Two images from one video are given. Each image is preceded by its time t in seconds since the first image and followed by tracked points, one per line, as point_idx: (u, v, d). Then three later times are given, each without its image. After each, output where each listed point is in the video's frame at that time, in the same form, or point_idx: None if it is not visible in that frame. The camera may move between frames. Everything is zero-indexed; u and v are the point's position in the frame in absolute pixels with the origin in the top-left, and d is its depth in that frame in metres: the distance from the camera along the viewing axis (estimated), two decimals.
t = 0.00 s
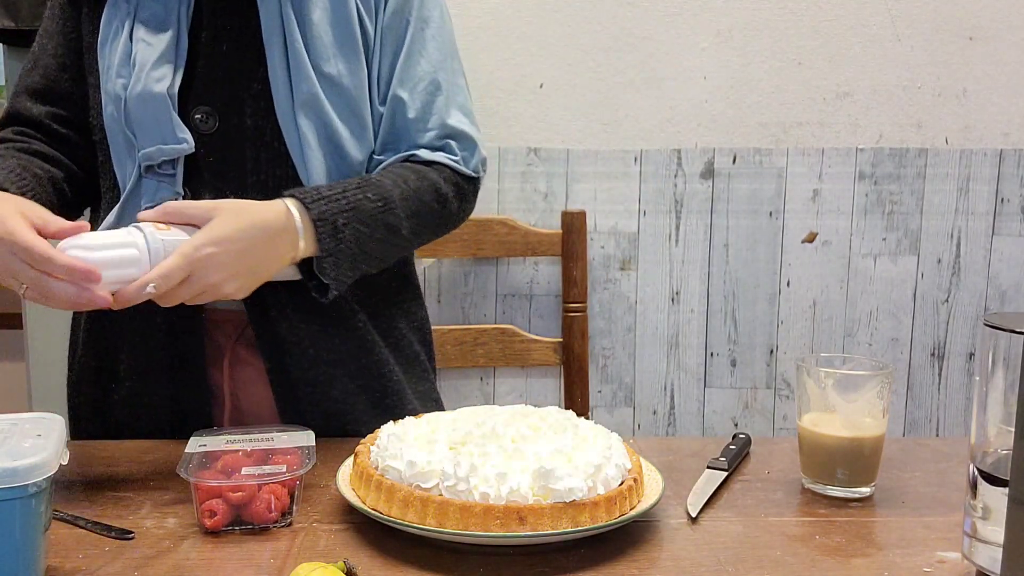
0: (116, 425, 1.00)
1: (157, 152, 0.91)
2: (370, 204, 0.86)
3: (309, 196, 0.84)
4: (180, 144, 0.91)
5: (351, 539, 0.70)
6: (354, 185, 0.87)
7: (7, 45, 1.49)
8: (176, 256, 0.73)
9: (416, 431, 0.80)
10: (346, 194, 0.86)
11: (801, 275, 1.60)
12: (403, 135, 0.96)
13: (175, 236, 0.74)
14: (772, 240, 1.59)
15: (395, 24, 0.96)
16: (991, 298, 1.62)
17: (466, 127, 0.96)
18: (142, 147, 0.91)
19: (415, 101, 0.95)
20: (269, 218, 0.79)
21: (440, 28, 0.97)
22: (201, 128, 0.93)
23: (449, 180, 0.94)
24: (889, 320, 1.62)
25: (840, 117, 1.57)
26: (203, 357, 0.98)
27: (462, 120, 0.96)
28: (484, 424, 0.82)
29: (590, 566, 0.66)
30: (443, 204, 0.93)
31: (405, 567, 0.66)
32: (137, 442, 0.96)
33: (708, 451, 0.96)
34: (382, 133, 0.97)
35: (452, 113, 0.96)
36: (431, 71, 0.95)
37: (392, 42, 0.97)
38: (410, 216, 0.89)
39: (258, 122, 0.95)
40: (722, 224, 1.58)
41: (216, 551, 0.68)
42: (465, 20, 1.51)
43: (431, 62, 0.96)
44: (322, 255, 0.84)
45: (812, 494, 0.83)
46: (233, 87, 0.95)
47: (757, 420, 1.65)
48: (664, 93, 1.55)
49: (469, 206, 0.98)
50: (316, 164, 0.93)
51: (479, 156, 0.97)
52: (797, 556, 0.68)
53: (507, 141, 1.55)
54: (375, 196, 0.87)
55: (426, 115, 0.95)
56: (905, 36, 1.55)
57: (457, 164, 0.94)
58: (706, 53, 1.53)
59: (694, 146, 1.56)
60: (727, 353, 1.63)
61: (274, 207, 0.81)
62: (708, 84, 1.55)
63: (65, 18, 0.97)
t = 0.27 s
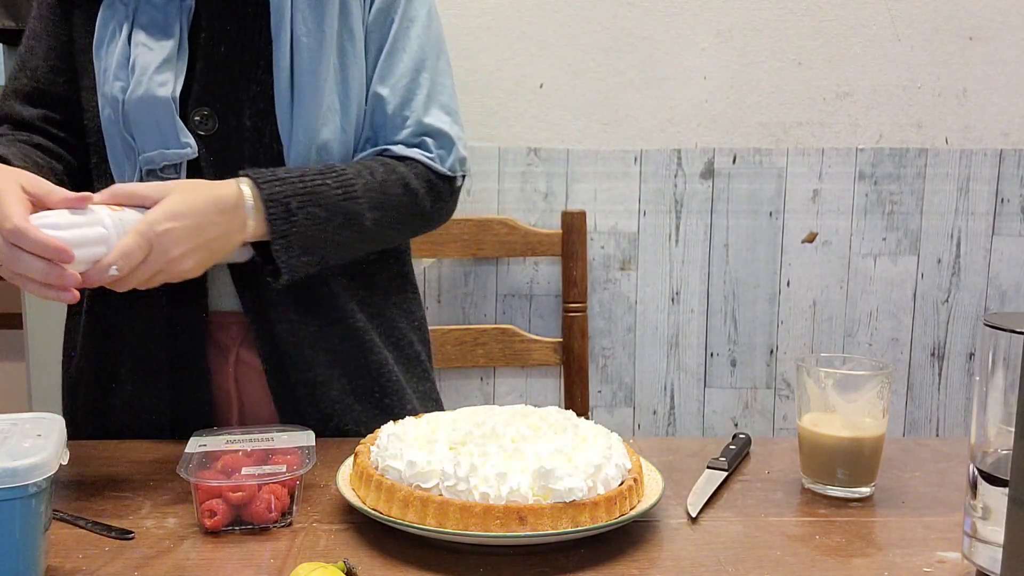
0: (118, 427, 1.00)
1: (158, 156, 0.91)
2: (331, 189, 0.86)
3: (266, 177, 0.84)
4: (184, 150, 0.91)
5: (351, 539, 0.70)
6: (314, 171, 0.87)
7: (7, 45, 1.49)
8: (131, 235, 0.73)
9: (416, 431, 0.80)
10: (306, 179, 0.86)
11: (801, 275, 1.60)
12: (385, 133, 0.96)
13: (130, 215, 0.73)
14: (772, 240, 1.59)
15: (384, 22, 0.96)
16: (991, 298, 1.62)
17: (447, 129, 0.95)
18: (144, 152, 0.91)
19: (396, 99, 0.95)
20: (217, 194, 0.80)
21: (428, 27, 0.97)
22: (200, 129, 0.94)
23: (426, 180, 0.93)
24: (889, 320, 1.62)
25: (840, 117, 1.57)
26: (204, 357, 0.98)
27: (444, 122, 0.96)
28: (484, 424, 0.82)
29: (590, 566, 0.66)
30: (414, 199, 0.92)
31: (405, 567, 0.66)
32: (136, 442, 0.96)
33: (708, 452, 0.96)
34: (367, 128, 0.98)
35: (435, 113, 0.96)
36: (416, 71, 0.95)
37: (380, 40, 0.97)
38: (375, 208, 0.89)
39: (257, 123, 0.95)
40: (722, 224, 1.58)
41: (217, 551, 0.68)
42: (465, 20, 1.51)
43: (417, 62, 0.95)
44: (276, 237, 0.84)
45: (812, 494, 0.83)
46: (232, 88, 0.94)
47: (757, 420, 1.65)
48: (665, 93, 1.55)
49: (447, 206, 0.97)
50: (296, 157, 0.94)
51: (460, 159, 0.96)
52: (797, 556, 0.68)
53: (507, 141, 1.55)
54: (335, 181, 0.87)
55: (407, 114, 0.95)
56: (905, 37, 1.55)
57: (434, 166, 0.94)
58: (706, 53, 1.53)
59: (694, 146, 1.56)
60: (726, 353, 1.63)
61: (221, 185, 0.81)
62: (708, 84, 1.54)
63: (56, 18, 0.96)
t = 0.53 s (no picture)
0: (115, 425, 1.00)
1: (159, 157, 0.91)
2: (328, 210, 0.88)
3: (263, 198, 0.85)
4: (184, 151, 0.91)
5: (352, 539, 0.70)
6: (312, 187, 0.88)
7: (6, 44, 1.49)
8: (151, 268, 0.74)
9: (415, 431, 0.80)
10: (304, 200, 0.87)
11: (801, 275, 1.60)
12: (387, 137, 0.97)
13: (144, 246, 0.75)
14: (772, 240, 1.59)
15: (388, 24, 0.96)
16: (991, 298, 1.63)
17: (450, 134, 0.97)
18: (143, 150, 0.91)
19: (400, 104, 0.96)
20: (225, 218, 0.81)
21: (432, 31, 0.98)
22: (198, 128, 0.93)
23: (425, 188, 0.96)
24: (889, 320, 1.62)
25: (840, 117, 1.57)
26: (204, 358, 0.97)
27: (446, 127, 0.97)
28: (484, 424, 0.82)
29: (589, 566, 0.66)
30: (409, 210, 0.94)
31: (405, 567, 0.66)
32: (136, 442, 0.96)
33: (708, 451, 0.96)
34: (368, 131, 0.99)
35: (437, 118, 0.97)
36: (420, 76, 0.96)
37: (383, 41, 0.97)
38: (370, 223, 0.91)
39: (256, 123, 0.95)
40: (722, 224, 1.58)
41: (217, 551, 0.68)
42: (465, 20, 1.51)
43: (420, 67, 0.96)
44: (276, 260, 0.86)
45: (812, 494, 0.83)
46: (230, 87, 0.94)
47: (757, 420, 1.65)
48: (665, 94, 1.55)
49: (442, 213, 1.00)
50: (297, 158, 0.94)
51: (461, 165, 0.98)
52: (797, 556, 0.68)
53: (508, 141, 1.55)
54: (332, 202, 0.88)
55: (410, 119, 0.96)
56: (905, 37, 1.55)
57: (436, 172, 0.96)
58: (706, 53, 1.53)
59: (694, 146, 1.56)
60: (726, 353, 1.63)
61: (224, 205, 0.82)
62: (708, 84, 1.54)
63: (50, 15, 0.97)
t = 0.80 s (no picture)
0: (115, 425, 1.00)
1: (158, 157, 0.91)
2: (328, 216, 0.88)
3: (264, 205, 0.85)
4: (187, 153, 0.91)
5: (352, 539, 0.70)
6: (312, 192, 0.88)
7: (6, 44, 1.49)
8: (152, 273, 0.73)
9: (414, 431, 0.80)
10: (304, 206, 0.87)
11: (801, 275, 1.60)
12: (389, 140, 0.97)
13: (146, 247, 0.74)
14: (772, 240, 1.59)
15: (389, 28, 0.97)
16: (991, 298, 1.63)
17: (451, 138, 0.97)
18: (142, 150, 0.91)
19: (401, 108, 0.97)
20: (226, 224, 0.81)
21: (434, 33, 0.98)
22: (197, 129, 0.93)
23: (425, 192, 0.96)
24: (889, 320, 1.62)
25: (840, 117, 1.57)
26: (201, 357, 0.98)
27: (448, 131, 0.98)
28: (484, 424, 0.82)
29: (589, 566, 0.66)
30: (409, 213, 0.94)
31: (405, 567, 0.66)
32: (136, 441, 0.96)
33: (708, 451, 0.96)
34: (368, 134, 0.98)
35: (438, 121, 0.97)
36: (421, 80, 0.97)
37: (384, 44, 0.97)
38: (371, 228, 0.91)
39: (254, 126, 0.95)
40: (722, 224, 1.58)
41: (217, 551, 0.68)
42: (465, 20, 1.51)
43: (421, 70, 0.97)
44: (278, 267, 0.85)
45: (812, 494, 0.83)
46: (229, 89, 0.94)
47: (757, 420, 1.65)
48: (664, 93, 1.55)
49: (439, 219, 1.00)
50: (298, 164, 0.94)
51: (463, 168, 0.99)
52: (797, 557, 0.68)
53: (508, 141, 1.55)
54: (333, 209, 0.88)
55: (410, 124, 0.97)
56: (905, 37, 1.55)
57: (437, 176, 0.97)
58: (706, 53, 1.53)
59: (694, 146, 1.56)
60: (727, 353, 1.63)
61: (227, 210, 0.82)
62: (708, 84, 1.54)
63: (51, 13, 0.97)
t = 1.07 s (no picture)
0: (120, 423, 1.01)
1: (146, 161, 0.91)
2: (272, 245, 0.86)
3: (201, 239, 0.84)
4: (172, 161, 0.92)
5: (352, 539, 0.70)
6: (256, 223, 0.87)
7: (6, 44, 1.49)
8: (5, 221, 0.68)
9: (414, 431, 0.80)
10: (246, 237, 0.86)
11: (801, 275, 1.60)
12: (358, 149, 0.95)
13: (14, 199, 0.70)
14: (772, 240, 1.59)
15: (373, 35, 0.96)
16: (991, 298, 1.63)
17: (420, 149, 0.94)
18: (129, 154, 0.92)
19: (372, 113, 0.94)
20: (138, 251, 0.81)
21: (417, 39, 0.95)
22: (186, 133, 0.94)
23: (381, 211, 0.92)
24: (889, 320, 1.62)
25: (840, 117, 1.57)
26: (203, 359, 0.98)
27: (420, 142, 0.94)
28: (483, 424, 0.82)
29: (589, 566, 0.66)
30: (366, 233, 0.92)
31: (405, 567, 0.66)
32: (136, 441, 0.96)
33: (708, 451, 0.96)
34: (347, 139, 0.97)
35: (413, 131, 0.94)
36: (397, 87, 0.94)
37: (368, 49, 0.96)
38: (322, 251, 0.89)
39: (244, 130, 0.95)
40: (722, 224, 1.58)
41: (216, 551, 0.68)
42: (465, 20, 1.51)
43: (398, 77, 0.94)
44: (214, 304, 0.85)
45: (812, 494, 0.83)
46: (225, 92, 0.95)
47: (757, 420, 1.65)
48: (665, 93, 1.54)
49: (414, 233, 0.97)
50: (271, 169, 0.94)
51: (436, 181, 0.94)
52: (797, 557, 0.68)
53: (508, 141, 1.55)
54: (277, 238, 0.87)
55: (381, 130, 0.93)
56: (905, 37, 1.55)
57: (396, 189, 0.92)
58: (706, 53, 1.53)
59: (694, 146, 1.56)
60: (726, 353, 1.63)
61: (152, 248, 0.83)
62: (708, 84, 1.54)
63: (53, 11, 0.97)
